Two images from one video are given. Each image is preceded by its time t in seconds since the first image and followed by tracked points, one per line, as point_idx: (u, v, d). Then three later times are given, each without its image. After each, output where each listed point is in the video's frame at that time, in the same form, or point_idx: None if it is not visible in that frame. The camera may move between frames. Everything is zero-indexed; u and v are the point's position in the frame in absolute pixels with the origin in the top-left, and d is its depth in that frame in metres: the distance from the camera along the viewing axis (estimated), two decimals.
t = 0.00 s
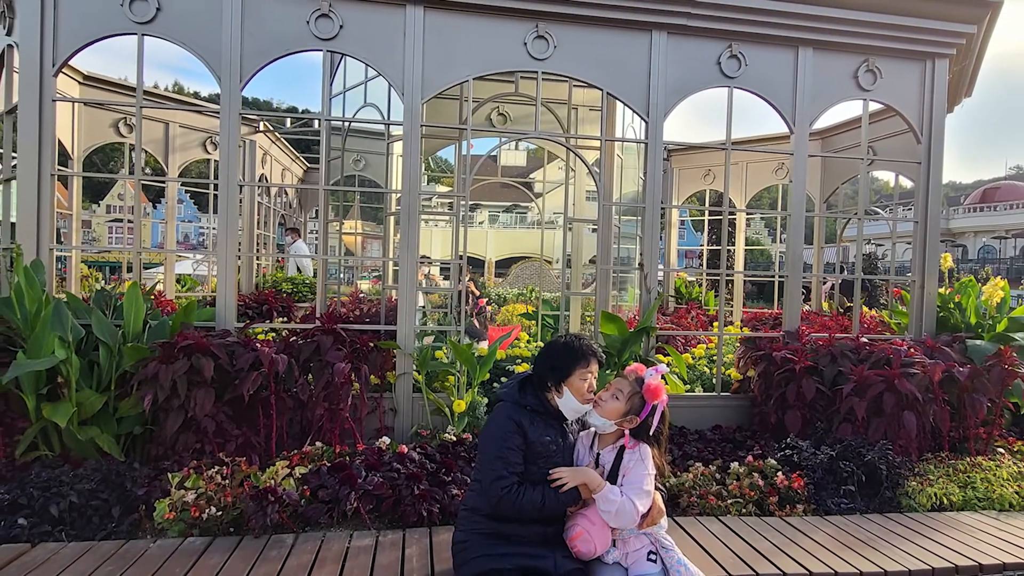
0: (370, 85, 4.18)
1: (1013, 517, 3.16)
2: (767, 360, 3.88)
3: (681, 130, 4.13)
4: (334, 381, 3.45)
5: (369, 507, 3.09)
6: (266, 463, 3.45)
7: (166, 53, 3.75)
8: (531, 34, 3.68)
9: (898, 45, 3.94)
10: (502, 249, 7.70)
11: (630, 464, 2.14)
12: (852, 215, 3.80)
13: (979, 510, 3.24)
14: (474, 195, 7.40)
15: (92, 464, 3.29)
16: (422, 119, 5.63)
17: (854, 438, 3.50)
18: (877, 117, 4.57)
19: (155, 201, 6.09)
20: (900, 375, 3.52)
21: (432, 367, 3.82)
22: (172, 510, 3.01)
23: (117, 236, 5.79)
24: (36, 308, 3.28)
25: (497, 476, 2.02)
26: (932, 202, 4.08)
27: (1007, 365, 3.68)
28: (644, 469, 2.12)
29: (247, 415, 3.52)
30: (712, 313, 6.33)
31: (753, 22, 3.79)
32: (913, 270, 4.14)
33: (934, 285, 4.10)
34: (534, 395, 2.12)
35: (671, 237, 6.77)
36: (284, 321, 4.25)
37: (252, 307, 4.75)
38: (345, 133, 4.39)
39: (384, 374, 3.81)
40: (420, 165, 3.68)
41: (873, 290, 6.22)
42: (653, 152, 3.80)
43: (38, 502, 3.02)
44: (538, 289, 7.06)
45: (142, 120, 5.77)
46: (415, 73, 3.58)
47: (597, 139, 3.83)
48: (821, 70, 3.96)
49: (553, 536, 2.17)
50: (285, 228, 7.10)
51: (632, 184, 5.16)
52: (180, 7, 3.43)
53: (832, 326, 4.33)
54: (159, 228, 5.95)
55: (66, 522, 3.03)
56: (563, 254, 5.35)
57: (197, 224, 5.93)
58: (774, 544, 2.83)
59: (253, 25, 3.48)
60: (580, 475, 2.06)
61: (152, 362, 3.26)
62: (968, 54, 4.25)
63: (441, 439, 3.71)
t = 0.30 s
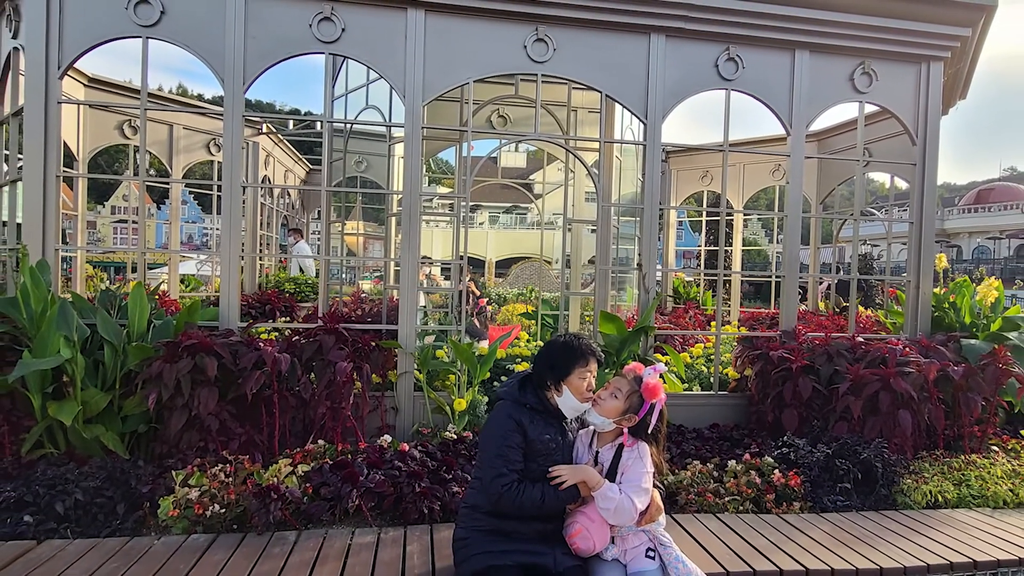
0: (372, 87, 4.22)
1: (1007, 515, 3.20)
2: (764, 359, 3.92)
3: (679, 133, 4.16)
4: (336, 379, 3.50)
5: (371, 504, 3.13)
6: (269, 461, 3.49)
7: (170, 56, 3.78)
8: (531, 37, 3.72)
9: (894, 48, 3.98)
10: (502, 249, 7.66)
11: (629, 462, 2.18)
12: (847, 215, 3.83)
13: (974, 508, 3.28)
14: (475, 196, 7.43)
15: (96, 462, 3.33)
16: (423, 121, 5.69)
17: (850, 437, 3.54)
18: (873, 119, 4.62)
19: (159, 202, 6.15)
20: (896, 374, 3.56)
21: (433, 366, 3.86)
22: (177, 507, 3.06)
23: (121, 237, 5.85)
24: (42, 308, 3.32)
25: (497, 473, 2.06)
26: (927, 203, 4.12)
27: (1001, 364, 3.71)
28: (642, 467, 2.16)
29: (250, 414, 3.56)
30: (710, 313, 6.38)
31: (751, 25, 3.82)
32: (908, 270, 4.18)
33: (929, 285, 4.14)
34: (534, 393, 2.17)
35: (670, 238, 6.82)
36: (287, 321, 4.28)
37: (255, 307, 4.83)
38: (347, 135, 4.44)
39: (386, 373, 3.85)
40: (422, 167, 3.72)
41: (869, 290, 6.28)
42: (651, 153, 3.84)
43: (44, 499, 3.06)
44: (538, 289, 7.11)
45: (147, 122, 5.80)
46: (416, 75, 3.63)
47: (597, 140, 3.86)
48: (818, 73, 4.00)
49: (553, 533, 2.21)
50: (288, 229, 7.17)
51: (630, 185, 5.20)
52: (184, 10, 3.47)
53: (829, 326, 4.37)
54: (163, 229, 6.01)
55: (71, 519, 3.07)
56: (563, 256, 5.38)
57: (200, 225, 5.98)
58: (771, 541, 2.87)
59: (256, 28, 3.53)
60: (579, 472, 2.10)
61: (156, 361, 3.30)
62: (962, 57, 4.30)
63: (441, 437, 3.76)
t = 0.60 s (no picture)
0: (374, 89, 4.26)
1: (1001, 512, 3.24)
2: (761, 358, 3.97)
3: (677, 134, 4.20)
4: (338, 378, 3.54)
5: (373, 502, 3.18)
6: (272, 459, 3.54)
7: (174, 59, 3.83)
8: (530, 40, 3.76)
9: (889, 51, 4.03)
10: (502, 250, 7.83)
11: (628, 460, 2.22)
12: (844, 216, 3.85)
13: (968, 505, 3.32)
14: (475, 197, 7.46)
15: (101, 460, 3.37)
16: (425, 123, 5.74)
17: (845, 435, 3.59)
18: (869, 120, 4.65)
19: (163, 203, 6.21)
20: (891, 373, 3.60)
21: (433, 366, 3.90)
22: (180, 504, 3.09)
23: (126, 238, 5.90)
24: (47, 308, 3.37)
25: (498, 471, 2.10)
26: (922, 204, 4.16)
27: (996, 363, 3.72)
28: (641, 465, 2.20)
29: (253, 412, 3.60)
30: (707, 313, 6.42)
31: (748, 28, 3.87)
32: (903, 270, 4.21)
33: (924, 285, 4.18)
34: (534, 392, 2.21)
35: (668, 238, 6.87)
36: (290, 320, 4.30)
37: (258, 307, 4.82)
38: (349, 137, 4.49)
39: (388, 372, 3.90)
40: (423, 168, 3.77)
41: (864, 291, 6.34)
42: (649, 155, 3.89)
43: (50, 497, 3.12)
44: (538, 289, 7.16)
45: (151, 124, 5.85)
46: (417, 78, 3.67)
47: (596, 142, 3.90)
48: (814, 75, 4.05)
49: (553, 530, 2.25)
50: (291, 230, 7.26)
51: (629, 187, 5.21)
52: (188, 14, 3.51)
53: (825, 325, 4.42)
54: (167, 230, 6.07)
55: (76, 517, 3.13)
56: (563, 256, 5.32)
57: (204, 226, 6.02)
58: (768, 538, 2.91)
59: (259, 31, 3.57)
60: (579, 470, 2.14)
61: (160, 360, 3.33)
62: (956, 60, 4.33)
63: (442, 435, 3.80)
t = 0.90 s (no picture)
0: (375, 92, 4.31)
1: (995, 509, 3.29)
2: (758, 357, 4.02)
3: (675, 136, 4.25)
4: (340, 377, 3.58)
5: (374, 499, 3.22)
6: (275, 457, 3.58)
7: (179, 62, 3.87)
8: (530, 43, 3.81)
9: (884, 54, 4.08)
10: (502, 252, 7.98)
11: (626, 458, 2.27)
12: (840, 217, 3.87)
13: (963, 502, 3.37)
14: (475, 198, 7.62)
15: (106, 458, 3.41)
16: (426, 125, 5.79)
17: (841, 433, 3.63)
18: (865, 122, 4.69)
19: (166, 204, 6.26)
20: (886, 372, 3.65)
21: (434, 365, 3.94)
22: (184, 502, 3.13)
23: (130, 238, 5.96)
24: (53, 307, 3.41)
25: (498, 469, 2.14)
26: (917, 205, 4.21)
27: (990, 362, 3.82)
28: (639, 462, 2.24)
29: (256, 411, 3.65)
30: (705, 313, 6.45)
31: (745, 32, 3.91)
32: (898, 270, 4.26)
33: (919, 285, 4.23)
34: (534, 391, 2.25)
35: (666, 239, 6.94)
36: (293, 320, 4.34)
37: (262, 306, 4.88)
38: (351, 139, 4.54)
39: (389, 371, 3.94)
40: (424, 169, 3.81)
41: (860, 291, 6.41)
42: (648, 157, 3.93)
43: (55, 494, 3.16)
44: (537, 289, 7.21)
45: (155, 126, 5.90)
46: (418, 80, 3.71)
47: (594, 144, 3.95)
48: (811, 78, 4.09)
49: (552, 527, 2.30)
50: (294, 230, 7.32)
51: (628, 188, 5.28)
52: (193, 17, 3.55)
53: (821, 325, 4.46)
54: (171, 231, 6.13)
55: (81, 514, 3.16)
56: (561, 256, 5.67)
57: (207, 226, 6.08)
58: (765, 535, 2.95)
59: (262, 35, 3.61)
60: (578, 468, 2.18)
61: (164, 359, 3.38)
62: (951, 63, 4.37)
63: (443, 433, 3.85)
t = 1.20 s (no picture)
0: (377, 94, 4.35)
1: (989, 506, 3.33)
2: (755, 356, 4.07)
3: (673, 138, 4.30)
4: (342, 376, 3.63)
5: (376, 496, 3.26)
6: (278, 455, 3.63)
7: (183, 65, 3.91)
8: (529, 46, 3.85)
9: (880, 57, 4.12)
10: (502, 253, 8.02)
11: (625, 456, 2.31)
12: (836, 218, 3.90)
13: (957, 500, 3.41)
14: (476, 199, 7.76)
15: (111, 456, 3.46)
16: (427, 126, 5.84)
17: (837, 431, 3.68)
18: (861, 125, 4.75)
19: (170, 205, 6.31)
20: (882, 371, 3.69)
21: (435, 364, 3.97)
22: (189, 499, 3.18)
23: (135, 239, 6.01)
24: (59, 307, 3.45)
25: (498, 467, 2.19)
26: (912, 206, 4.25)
27: (984, 361, 3.86)
28: (637, 460, 2.29)
29: (259, 409, 3.69)
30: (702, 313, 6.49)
31: (742, 35, 3.96)
32: (893, 271, 4.30)
33: (914, 285, 4.27)
34: (533, 389, 2.30)
35: (664, 240, 7.01)
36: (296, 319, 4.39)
37: (265, 306, 4.93)
38: (352, 141, 4.59)
39: (390, 370, 3.98)
40: (424, 171, 3.85)
41: (855, 291, 6.49)
42: (646, 159, 3.97)
43: (60, 492, 3.20)
44: (537, 289, 7.26)
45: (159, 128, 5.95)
46: (419, 83, 3.75)
47: (593, 146, 4.00)
48: (807, 80, 4.14)
49: (551, 524, 2.34)
50: (296, 231, 7.38)
51: (626, 189, 5.34)
52: (197, 21, 3.60)
53: (818, 325, 4.51)
54: (175, 231, 6.18)
55: (87, 511, 3.21)
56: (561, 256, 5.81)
57: (211, 227, 6.13)
58: (762, 532, 2.99)
59: (265, 38, 3.66)
60: (577, 466, 2.22)
61: (169, 359, 3.42)
62: (945, 65, 4.42)
63: (444, 431, 3.90)
